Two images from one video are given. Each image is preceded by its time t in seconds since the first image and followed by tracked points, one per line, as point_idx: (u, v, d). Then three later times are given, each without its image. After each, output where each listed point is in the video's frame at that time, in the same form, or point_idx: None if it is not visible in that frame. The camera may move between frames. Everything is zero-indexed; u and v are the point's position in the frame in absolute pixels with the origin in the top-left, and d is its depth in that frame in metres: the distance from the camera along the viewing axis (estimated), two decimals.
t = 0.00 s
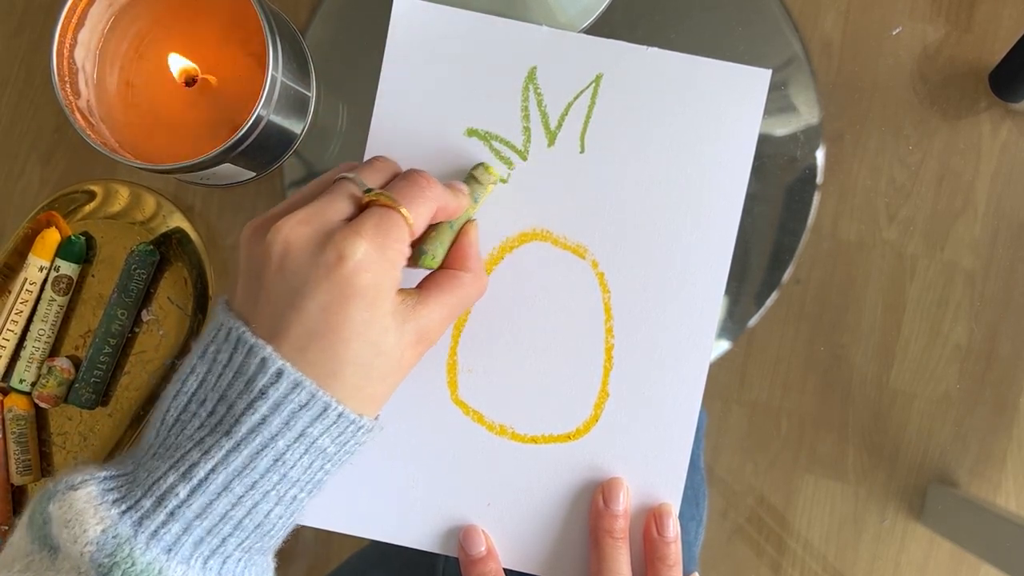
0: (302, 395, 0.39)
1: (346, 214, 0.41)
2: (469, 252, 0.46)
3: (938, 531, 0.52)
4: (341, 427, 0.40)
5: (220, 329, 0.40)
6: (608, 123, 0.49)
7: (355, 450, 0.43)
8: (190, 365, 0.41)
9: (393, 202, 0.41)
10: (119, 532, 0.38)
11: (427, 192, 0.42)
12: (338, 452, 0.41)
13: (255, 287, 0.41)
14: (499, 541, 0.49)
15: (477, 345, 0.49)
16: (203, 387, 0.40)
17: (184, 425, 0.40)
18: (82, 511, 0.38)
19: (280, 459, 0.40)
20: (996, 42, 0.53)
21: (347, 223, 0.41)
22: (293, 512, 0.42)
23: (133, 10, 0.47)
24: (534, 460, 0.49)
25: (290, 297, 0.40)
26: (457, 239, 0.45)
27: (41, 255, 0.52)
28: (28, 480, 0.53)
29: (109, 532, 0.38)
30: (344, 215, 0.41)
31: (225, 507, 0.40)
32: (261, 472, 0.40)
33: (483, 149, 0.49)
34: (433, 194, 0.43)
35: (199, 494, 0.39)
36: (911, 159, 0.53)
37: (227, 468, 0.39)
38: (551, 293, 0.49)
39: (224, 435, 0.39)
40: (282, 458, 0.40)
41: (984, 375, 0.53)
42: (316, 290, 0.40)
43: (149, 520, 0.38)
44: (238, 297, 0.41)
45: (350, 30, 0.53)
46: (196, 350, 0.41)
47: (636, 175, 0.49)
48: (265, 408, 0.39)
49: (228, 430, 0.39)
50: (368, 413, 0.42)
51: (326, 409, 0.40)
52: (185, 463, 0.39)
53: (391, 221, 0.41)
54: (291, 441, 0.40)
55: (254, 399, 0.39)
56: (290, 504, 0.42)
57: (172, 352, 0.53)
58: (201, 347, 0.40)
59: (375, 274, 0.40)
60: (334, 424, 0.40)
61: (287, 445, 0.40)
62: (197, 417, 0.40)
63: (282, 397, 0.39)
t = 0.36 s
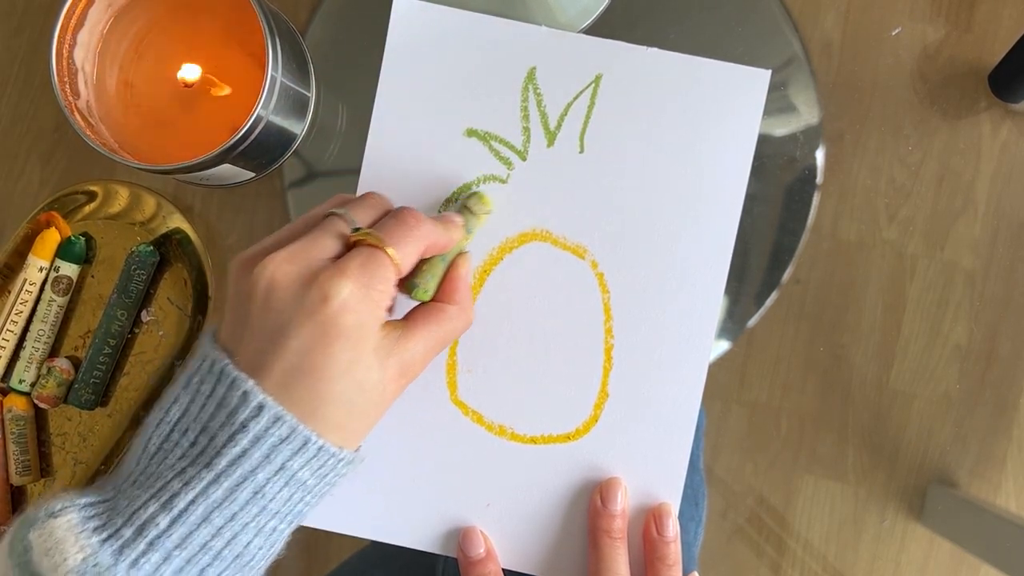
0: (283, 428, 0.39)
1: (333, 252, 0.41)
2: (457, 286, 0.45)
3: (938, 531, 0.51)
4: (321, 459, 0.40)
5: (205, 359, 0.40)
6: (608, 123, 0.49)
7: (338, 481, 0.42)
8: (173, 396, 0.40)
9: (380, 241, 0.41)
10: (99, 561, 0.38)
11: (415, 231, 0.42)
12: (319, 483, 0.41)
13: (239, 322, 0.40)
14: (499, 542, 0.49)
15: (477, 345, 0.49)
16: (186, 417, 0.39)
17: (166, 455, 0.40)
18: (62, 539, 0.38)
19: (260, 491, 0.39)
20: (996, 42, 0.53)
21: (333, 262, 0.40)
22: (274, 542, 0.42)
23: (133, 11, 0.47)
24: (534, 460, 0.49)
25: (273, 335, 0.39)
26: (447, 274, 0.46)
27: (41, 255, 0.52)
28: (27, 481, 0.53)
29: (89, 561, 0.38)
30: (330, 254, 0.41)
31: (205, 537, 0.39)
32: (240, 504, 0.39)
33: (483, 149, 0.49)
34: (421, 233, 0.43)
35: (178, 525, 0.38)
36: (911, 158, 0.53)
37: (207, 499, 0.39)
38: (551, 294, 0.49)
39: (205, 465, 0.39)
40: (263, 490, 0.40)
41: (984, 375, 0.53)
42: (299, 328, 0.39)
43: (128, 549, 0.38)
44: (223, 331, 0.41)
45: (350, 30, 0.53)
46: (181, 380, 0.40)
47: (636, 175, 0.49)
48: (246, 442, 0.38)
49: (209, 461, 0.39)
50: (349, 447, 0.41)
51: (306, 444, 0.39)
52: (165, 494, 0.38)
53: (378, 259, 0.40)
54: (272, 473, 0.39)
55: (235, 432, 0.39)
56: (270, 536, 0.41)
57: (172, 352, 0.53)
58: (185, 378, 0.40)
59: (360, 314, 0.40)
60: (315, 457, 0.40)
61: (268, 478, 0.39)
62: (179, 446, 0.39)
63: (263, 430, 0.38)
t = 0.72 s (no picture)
0: (279, 467, 0.39)
1: (343, 290, 0.42)
2: (459, 329, 0.46)
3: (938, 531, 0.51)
4: (317, 499, 0.40)
5: (204, 393, 0.41)
6: (608, 123, 0.49)
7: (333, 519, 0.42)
8: (171, 428, 0.41)
9: (390, 281, 0.41)
10: None
11: (424, 272, 0.42)
12: (314, 523, 0.41)
13: (245, 353, 0.41)
14: (499, 541, 0.49)
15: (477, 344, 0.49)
16: (182, 450, 0.40)
17: (162, 488, 0.41)
18: (54, 568, 0.39)
19: (254, 530, 0.40)
20: (997, 42, 0.53)
21: (343, 300, 0.41)
22: None
23: (133, 10, 0.47)
24: (534, 459, 0.49)
25: (279, 370, 0.40)
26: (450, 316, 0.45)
27: (42, 255, 0.52)
28: (27, 480, 0.53)
29: None
30: (340, 291, 0.41)
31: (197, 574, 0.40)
32: (235, 542, 0.40)
33: (484, 149, 0.49)
34: (430, 275, 0.43)
35: (171, 561, 0.39)
36: (911, 158, 0.53)
37: (201, 536, 0.39)
38: (551, 294, 0.49)
39: (200, 501, 0.40)
40: (257, 529, 0.40)
41: (984, 375, 0.53)
42: (306, 365, 0.40)
43: None
44: (226, 360, 0.42)
45: (350, 30, 0.53)
46: (179, 413, 0.41)
47: (636, 174, 0.49)
48: (242, 479, 0.39)
49: (204, 497, 0.40)
50: (346, 485, 0.41)
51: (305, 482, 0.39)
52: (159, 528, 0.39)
53: (386, 299, 0.41)
54: (267, 512, 0.40)
55: (232, 469, 0.39)
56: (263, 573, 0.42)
57: (173, 352, 0.53)
58: (184, 411, 0.41)
59: (365, 353, 0.40)
60: (311, 497, 0.40)
61: (262, 517, 0.40)
62: (175, 480, 0.40)
63: (260, 468, 0.39)
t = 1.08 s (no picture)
0: (295, 460, 0.39)
1: (350, 293, 0.40)
2: (483, 322, 0.44)
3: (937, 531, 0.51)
4: (334, 490, 0.40)
5: (221, 385, 0.41)
6: (609, 123, 0.49)
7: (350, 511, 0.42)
8: (190, 418, 0.41)
9: (399, 285, 0.40)
10: None
11: (436, 271, 0.40)
12: (332, 512, 0.41)
13: (253, 356, 0.40)
14: (500, 541, 0.49)
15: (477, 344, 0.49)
16: (202, 440, 0.41)
17: (183, 477, 0.41)
18: (74, 554, 0.39)
19: (272, 521, 0.40)
20: (997, 42, 0.53)
21: (349, 306, 0.39)
22: (286, 566, 0.43)
23: (133, 10, 0.47)
24: (534, 459, 0.49)
25: (285, 376, 0.39)
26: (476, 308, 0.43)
27: (42, 255, 0.52)
28: (26, 481, 0.53)
29: None
30: (348, 294, 0.40)
31: (216, 563, 0.40)
32: (254, 533, 0.40)
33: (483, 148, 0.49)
34: (445, 272, 0.41)
35: (190, 549, 0.40)
36: (911, 158, 0.53)
37: (220, 525, 0.40)
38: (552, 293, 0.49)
39: (222, 490, 0.40)
40: (275, 521, 0.40)
41: (984, 375, 0.53)
42: (312, 372, 0.38)
43: (139, 569, 0.39)
44: (240, 358, 0.41)
45: (350, 30, 0.53)
46: (197, 404, 0.41)
47: (636, 174, 0.49)
48: (261, 470, 0.39)
49: (226, 487, 0.40)
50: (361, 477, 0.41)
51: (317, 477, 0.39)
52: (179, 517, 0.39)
53: (394, 305, 0.39)
54: (284, 504, 0.40)
55: (250, 460, 0.39)
56: (281, 562, 0.42)
57: (173, 352, 0.53)
58: (201, 402, 0.41)
59: (372, 361, 0.39)
60: (328, 488, 0.40)
61: (280, 508, 0.40)
62: (196, 469, 0.41)
63: (277, 460, 0.39)
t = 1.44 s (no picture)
0: (329, 450, 0.39)
1: (399, 282, 0.41)
2: (510, 325, 0.46)
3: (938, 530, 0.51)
4: (364, 482, 0.40)
5: (254, 374, 0.41)
6: (609, 123, 0.49)
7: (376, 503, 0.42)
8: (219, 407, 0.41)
9: (448, 276, 0.41)
10: (135, 569, 0.39)
11: (479, 268, 0.42)
12: (359, 505, 0.41)
13: (298, 339, 0.41)
14: (500, 542, 0.49)
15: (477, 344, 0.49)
16: (231, 429, 0.41)
17: (209, 466, 0.41)
18: (99, 544, 0.39)
19: (301, 511, 0.40)
20: (997, 42, 0.53)
21: (400, 294, 0.41)
22: (309, 559, 0.43)
23: (133, 10, 0.47)
24: (534, 459, 0.49)
25: (333, 357, 0.40)
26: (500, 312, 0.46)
27: (42, 254, 0.52)
28: (26, 480, 0.53)
29: (125, 568, 0.39)
30: (397, 283, 0.41)
31: (243, 553, 0.40)
32: (282, 522, 0.40)
33: (483, 148, 0.49)
34: (486, 270, 0.43)
35: (217, 539, 0.39)
36: (911, 158, 0.53)
37: (248, 515, 0.40)
38: (551, 293, 0.49)
39: (251, 480, 0.40)
40: (304, 510, 0.40)
41: (984, 375, 0.53)
42: (359, 355, 0.40)
43: (165, 558, 0.39)
44: (278, 343, 0.42)
45: (350, 30, 0.53)
46: (227, 392, 0.41)
47: (636, 175, 0.49)
48: (292, 460, 0.39)
49: (254, 476, 0.40)
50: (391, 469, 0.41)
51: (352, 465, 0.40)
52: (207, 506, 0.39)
53: (443, 296, 0.41)
54: (314, 494, 0.40)
55: (282, 449, 0.40)
56: (306, 554, 0.42)
57: (172, 352, 0.53)
58: (233, 390, 0.41)
59: (419, 348, 0.40)
60: (358, 479, 0.40)
61: (310, 498, 0.40)
62: (223, 458, 0.41)
63: (310, 450, 0.39)
